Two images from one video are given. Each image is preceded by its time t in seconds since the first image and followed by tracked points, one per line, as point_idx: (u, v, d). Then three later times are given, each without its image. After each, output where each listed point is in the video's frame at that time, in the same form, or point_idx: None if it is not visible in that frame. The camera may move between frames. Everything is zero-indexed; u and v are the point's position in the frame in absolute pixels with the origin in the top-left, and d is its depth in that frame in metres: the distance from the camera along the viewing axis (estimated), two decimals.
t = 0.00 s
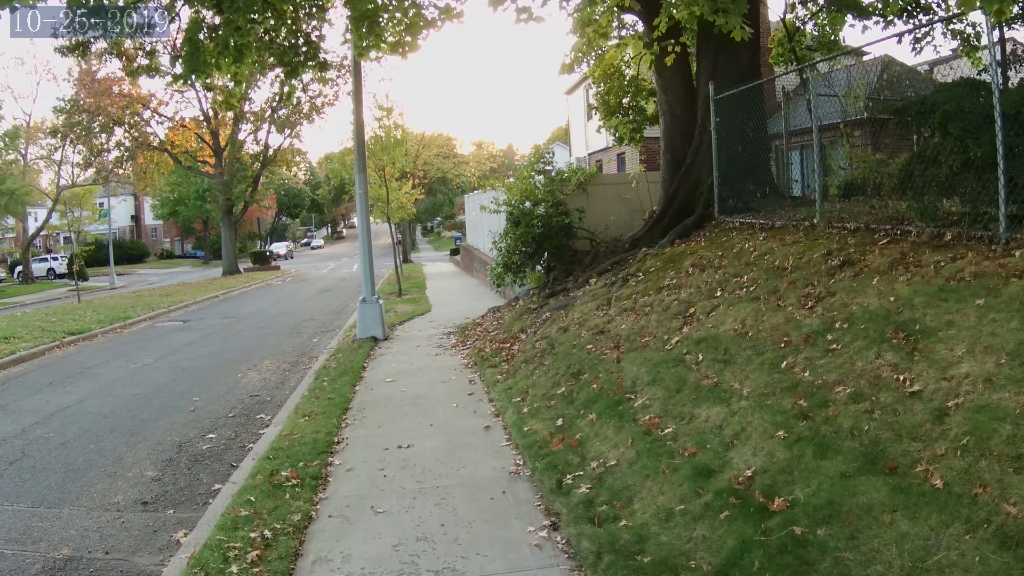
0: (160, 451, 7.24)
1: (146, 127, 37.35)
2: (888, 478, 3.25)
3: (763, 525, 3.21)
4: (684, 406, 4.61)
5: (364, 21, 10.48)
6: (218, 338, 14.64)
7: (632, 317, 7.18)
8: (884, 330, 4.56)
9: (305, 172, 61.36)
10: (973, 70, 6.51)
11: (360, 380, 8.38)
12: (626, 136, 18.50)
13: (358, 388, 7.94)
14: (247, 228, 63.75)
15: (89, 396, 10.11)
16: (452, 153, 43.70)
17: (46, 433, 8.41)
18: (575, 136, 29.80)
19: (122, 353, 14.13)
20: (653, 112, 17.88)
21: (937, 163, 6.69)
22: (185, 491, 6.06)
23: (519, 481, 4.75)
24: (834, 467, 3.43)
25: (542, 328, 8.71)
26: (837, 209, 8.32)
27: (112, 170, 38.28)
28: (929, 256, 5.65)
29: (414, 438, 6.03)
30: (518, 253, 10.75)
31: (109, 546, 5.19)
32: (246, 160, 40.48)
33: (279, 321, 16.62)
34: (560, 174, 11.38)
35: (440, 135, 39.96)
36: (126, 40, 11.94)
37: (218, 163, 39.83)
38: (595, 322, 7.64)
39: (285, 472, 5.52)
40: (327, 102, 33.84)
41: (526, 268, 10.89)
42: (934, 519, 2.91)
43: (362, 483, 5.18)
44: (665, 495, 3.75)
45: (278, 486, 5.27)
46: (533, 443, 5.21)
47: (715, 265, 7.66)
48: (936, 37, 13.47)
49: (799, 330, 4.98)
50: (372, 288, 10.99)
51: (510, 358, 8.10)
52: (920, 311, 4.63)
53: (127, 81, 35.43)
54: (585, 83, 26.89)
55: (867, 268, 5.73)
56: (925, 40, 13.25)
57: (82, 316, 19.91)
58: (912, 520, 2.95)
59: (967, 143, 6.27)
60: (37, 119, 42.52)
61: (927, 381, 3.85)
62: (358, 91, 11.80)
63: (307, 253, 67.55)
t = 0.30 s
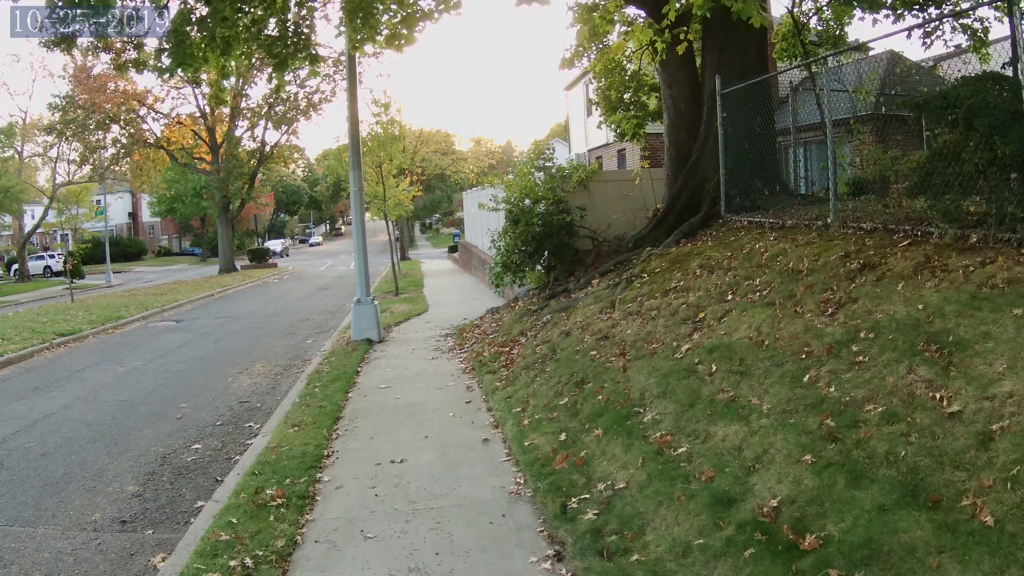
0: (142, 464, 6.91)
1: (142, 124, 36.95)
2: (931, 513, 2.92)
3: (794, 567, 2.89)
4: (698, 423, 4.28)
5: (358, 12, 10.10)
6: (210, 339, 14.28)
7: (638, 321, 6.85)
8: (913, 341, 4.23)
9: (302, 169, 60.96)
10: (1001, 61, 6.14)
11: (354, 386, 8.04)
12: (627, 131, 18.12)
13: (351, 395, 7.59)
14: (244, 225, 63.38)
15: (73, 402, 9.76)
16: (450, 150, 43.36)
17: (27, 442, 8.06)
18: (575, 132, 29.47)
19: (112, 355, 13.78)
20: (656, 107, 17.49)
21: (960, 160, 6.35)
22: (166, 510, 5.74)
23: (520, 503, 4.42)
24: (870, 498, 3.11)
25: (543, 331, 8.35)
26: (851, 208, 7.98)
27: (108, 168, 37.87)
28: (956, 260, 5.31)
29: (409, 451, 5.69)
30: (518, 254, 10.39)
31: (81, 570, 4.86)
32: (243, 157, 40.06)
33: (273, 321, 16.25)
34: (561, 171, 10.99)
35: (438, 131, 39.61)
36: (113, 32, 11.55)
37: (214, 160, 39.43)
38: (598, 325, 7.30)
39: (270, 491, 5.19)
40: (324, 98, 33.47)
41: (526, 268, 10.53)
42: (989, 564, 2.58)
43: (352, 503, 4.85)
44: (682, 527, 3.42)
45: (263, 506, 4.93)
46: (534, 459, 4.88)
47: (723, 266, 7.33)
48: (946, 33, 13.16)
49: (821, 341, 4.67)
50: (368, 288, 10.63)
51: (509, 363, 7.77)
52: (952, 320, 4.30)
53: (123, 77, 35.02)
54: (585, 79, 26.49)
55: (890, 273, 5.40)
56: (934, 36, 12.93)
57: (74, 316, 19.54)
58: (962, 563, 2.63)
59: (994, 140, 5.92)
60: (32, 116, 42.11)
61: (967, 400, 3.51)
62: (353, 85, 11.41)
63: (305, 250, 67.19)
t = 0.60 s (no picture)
0: (117, 473, 6.51)
1: (137, 121, 36.50)
2: (982, 549, 2.57)
3: None
4: (711, 437, 3.93)
5: None
6: (199, 339, 13.88)
7: (641, 321, 6.47)
8: (945, 346, 3.88)
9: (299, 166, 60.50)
10: None
11: (342, 390, 7.65)
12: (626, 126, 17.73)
13: (339, 400, 7.21)
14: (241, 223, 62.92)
15: (52, 405, 9.35)
16: (447, 146, 42.95)
17: None
18: (574, 128, 29.07)
19: (98, 355, 13.37)
20: (656, 102, 17.06)
21: (984, 151, 5.97)
22: (138, 525, 5.34)
23: (514, 524, 4.03)
24: (911, 530, 2.78)
25: (540, 332, 7.96)
26: (864, 203, 7.61)
27: (102, 165, 37.41)
28: (985, 257, 4.94)
29: (396, 462, 5.30)
30: (514, 251, 10.01)
31: None
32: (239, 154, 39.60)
33: (265, 320, 15.84)
34: (560, 165, 10.61)
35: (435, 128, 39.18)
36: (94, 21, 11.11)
37: (210, 156, 38.98)
38: (599, 325, 6.91)
39: (244, 507, 4.78)
40: (320, 94, 33.05)
41: (523, 265, 10.14)
42: None
43: (332, 521, 4.46)
44: (698, 559, 3.08)
45: (235, 523, 4.53)
46: (530, 474, 4.50)
47: (731, 264, 6.97)
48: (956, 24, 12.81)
49: (842, 345, 4.33)
50: (359, 287, 10.24)
51: (505, 365, 7.38)
52: (986, 323, 3.95)
53: (117, 73, 34.57)
54: (584, 74, 26.11)
55: (914, 273, 5.05)
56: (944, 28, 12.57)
57: (64, 315, 19.13)
58: None
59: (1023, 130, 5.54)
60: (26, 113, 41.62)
61: (1012, 413, 3.16)
62: (344, 75, 11.01)
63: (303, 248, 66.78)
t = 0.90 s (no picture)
0: (96, 491, 6.15)
1: (133, 119, 36.08)
2: None
3: None
4: (732, 465, 3.62)
5: None
6: (190, 342, 13.49)
7: (649, 329, 6.13)
8: (989, 367, 3.62)
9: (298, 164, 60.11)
10: None
11: (334, 399, 7.30)
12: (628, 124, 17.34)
13: (330, 411, 6.85)
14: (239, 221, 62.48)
15: (35, 414, 8.97)
16: (446, 144, 42.61)
17: None
18: (574, 126, 28.72)
19: (85, 359, 12.96)
20: (659, 98, 16.64)
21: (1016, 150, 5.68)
22: (114, 551, 4.98)
23: (516, 558, 3.68)
24: None
25: (542, 338, 7.59)
26: (882, 205, 7.30)
27: (98, 163, 36.98)
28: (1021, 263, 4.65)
29: (389, 482, 4.95)
30: (514, 253, 9.68)
31: None
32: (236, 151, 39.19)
33: (259, 322, 15.45)
34: (562, 164, 10.24)
35: (434, 125, 38.84)
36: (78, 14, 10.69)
37: (207, 154, 38.58)
38: (604, 332, 6.56)
39: (226, 534, 4.43)
40: (319, 91, 32.69)
41: (524, 267, 9.80)
42: None
43: (319, 551, 4.11)
44: None
45: (215, 553, 4.18)
46: (533, 499, 4.17)
47: (744, 269, 6.68)
48: (968, 21, 12.53)
49: (873, 362, 4.10)
50: (354, 290, 9.88)
51: (505, 373, 7.04)
52: None
53: (114, 70, 34.16)
54: (585, 71, 25.76)
55: (946, 282, 4.76)
56: (956, 23, 12.28)
57: (54, 317, 18.71)
58: None
59: None
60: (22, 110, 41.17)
61: None
62: (338, 69, 10.61)
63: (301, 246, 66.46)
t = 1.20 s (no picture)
0: (74, 498, 5.76)
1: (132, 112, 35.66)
2: None
3: None
4: (768, 484, 3.27)
5: None
6: (183, 338, 13.09)
7: (664, 329, 5.74)
8: None
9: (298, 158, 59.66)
10: None
11: (329, 401, 6.92)
12: (635, 117, 16.90)
13: (325, 413, 6.45)
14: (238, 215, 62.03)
15: (18, 413, 8.58)
16: (447, 138, 42.17)
17: None
18: (577, 120, 28.30)
19: (75, 355, 12.56)
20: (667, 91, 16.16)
21: None
22: (89, 568, 4.60)
23: None
24: None
25: (548, 338, 7.18)
26: (908, 199, 6.91)
27: (96, 156, 36.57)
28: None
29: (385, 495, 4.56)
30: (518, 247, 9.29)
31: None
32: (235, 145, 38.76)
33: (256, 318, 15.03)
34: (569, 155, 9.82)
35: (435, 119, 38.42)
36: None
37: (206, 148, 38.15)
38: (616, 332, 6.16)
39: (207, 551, 4.05)
40: (319, 85, 32.26)
41: (529, 263, 9.40)
42: None
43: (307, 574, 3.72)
44: None
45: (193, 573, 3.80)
46: (544, 517, 3.79)
47: (764, 266, 6.29)
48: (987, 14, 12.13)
49: (919, 369, 3.71)
50: (352, 285, 9.49)
51: (510, 375, 6.66)
52: None
53: (112, 63, 33.73)
54: (589, 64, 25.33)
55: (992, 281, 4.38)
56: (974, 14, 11.90)
57: (47, 312, 18.30)
58: None
59: None
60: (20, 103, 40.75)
61: None
62: (336, 56, 10.18)
63: (301, 241, 66.08)
